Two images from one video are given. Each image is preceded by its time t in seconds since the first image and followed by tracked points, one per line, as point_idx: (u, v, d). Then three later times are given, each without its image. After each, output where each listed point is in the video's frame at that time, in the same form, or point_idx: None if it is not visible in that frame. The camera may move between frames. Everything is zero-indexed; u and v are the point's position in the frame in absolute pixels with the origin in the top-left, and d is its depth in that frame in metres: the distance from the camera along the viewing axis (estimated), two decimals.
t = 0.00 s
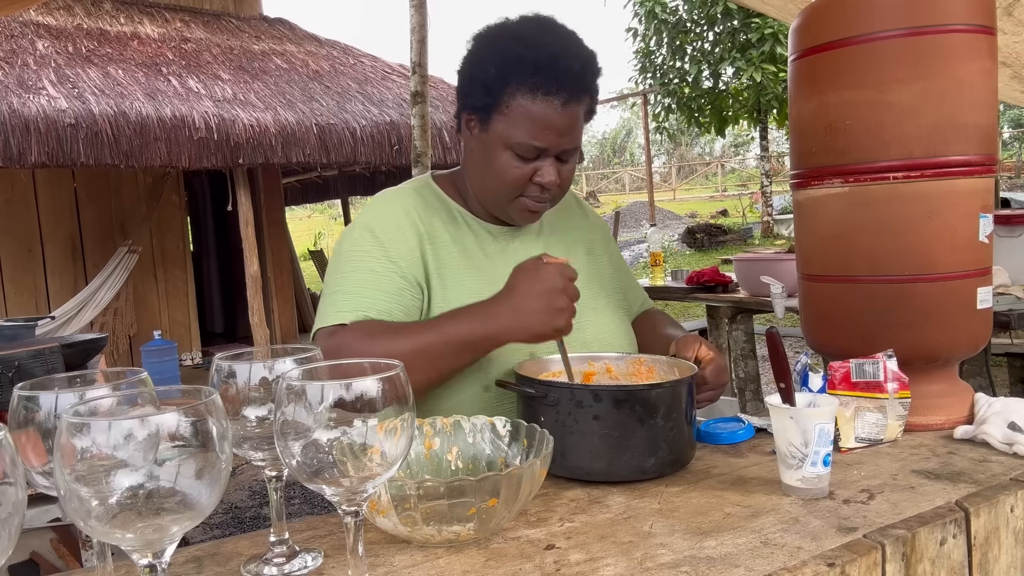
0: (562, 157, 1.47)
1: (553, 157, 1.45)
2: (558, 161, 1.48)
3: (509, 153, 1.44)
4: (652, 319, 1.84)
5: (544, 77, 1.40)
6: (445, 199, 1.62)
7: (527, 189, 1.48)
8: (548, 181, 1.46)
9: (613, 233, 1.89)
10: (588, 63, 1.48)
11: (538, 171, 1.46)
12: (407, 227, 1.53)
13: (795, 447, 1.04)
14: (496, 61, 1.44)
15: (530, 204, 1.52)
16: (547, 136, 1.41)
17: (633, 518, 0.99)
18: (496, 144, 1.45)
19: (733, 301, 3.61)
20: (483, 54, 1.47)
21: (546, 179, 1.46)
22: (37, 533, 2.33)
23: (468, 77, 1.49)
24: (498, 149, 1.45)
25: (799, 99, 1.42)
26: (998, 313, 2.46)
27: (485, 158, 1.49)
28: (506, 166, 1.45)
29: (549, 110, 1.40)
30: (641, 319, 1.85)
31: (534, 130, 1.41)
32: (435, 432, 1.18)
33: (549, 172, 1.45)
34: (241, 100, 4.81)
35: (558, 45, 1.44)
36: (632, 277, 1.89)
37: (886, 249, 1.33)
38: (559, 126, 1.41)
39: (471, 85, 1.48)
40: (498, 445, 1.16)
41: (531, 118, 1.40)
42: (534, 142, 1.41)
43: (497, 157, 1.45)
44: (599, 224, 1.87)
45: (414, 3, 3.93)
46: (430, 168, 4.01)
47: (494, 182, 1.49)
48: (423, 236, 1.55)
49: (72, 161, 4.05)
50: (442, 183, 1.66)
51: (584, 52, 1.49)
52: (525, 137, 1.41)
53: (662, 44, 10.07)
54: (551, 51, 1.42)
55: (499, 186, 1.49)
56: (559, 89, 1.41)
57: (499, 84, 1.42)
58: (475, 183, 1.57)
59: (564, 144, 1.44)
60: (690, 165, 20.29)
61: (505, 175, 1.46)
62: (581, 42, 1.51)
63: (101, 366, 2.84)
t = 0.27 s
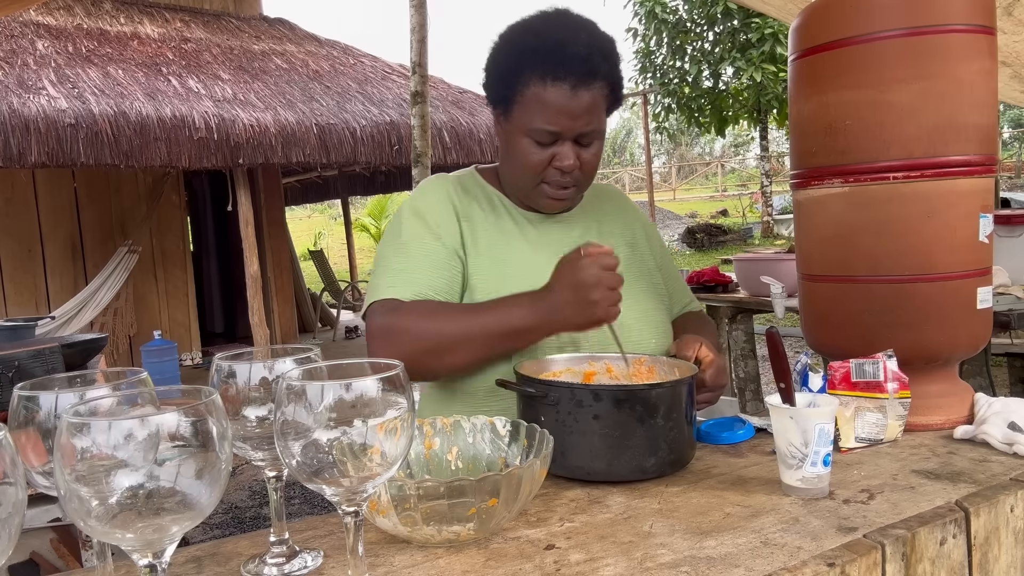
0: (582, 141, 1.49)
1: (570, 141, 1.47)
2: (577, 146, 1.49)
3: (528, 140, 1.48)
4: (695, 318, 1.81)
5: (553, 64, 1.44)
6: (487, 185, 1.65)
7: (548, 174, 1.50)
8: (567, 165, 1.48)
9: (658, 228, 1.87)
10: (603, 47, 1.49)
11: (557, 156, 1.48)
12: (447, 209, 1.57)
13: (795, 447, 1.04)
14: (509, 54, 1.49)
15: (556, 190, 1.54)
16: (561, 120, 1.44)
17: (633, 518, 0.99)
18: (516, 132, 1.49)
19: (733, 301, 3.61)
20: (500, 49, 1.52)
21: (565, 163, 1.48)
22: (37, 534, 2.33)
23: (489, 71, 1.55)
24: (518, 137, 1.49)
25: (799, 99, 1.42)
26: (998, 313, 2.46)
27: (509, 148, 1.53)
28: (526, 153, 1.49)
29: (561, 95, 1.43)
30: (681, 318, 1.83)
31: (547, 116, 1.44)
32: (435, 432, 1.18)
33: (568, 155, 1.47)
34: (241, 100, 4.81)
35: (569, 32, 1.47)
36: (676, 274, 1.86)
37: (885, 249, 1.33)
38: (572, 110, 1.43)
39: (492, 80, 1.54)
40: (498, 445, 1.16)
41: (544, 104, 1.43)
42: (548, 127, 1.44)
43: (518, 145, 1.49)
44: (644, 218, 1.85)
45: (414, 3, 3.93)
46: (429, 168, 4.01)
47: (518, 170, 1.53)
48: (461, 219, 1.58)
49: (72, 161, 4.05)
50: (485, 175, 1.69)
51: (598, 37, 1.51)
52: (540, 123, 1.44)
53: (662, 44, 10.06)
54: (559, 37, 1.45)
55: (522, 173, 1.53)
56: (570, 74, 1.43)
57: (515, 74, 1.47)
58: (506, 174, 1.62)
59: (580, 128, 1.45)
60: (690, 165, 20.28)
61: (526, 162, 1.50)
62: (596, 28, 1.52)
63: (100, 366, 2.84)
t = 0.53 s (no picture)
0: (598, 133, 1.49)
1: (586, 133, 1.48)
2: (594, 138, 1.49)
3: (545, 134, 1.50)
4: (721, 317, 1.79)
5: (564, 58, 1.46)
6: (515, 178, 1.69)
7: (566, 167, 1.51)
8: (583, 157, 1.49)
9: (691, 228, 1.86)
10: (615, 40, 1.50)
11: (573, 148, 1.49)
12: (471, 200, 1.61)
13: (795, 447, 1.04)
14: (524, 53, 1.53)
15: (575, 184, 1.54)
16: (573, 113, 1.45)
17: (632, 518, 0.99)
18: (535, 127, 1.52)
19: (733, 301, 3.61)
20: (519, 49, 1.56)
21: (582, 155, 1.48)
22: (37, 534, 2.33)
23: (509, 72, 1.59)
24: (536, 132, 1.51)
25: (799, 99, 1.42)
26: (998, 313, 2.46)
27: (530, 144, 1.56)
28: (543, 147, 1.51)
29: (573, 87, 1.45)
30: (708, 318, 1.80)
31: (560, 108, 1.45)
32: (435, 432, 1.18)
33: (584, 147, 1.48)
34: (241, 100, 4.81)
35: (581, 27, 1.49)
36: (706, 274, 1.84)
37: (886, 248, 1.33)
38: (585, 102, 1.44)
39: (512, 80, 1.58)
40: (497, 445, 1.16)
41: (557, 97, 1.45)
42: (562, 120, 1.45)
43: (536, 140, 1.52)
44: (676, 217, 1.83)
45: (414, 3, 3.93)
46: (430, 168, 4.01)
47: (539, 165, 1.55)
48: (484, 209, 1.62)
49: (73, 161, 4.05)
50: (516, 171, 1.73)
51: (613, 31, 1.51)
52: (554, 116, 1.46)
53: (662, 44, 10.06)
54: (568, 32, 1.48)
55: (542, 168, 1.54)
56: (583, 67, 1.45)
57: (530, 71, 1.51)
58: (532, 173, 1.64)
59: (594, 119, 1.46)
60: (690, 165, 20.27)
61: (544, 156, 1.51)
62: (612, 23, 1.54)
63: (100, 366, 2.84)
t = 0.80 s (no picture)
0: (603, 130, 1.48)
1: (590, 130, 1.47)
2: (599, 134, 1.49)
3: (550, 132, 1.50)
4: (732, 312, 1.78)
5: (568, 56, 1.46)
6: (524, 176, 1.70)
7: (571, 165, 1.52)
8: (589, 155, 1.48)
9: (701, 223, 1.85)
10: (619, 36, 1.49)
11: (578, 146, 1.49)
12: (478, 202, 1.63)
13: (795, 447, 1.04)
14: (528, 51, 1.54)
15: (582, 182, 1.54)
16: (577, 110, 1.45)
17: (632, 518, 0.99)
18: (541, 125, 1.52)
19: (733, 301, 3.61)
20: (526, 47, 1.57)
21: (587, 152, 1.48)
22: (37, 534, 2.33)
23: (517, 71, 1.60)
24: (542, 130, 1.52)
25: (799, 99, 1.42)
26: (998, 313, 2.45)
27: (537, 142, 1.56)
28: (549, 145, 1.51)
29: (576, 85, 1.45)
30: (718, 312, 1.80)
31: (564, 106, 1.46)
32: (435, 432, 1.18)
33: (588, 145, 1.48)
34: (241, 100, 4.81)
35: (584, 23, 1.49)
36: (716, 268, 1.83)
37: (887, 247, 1.33)
38: (588, 100, 1.44)
39: (519, 78, 1.59)
40: (497, 445, 1.16)
41: (560, 95, 1.46)
42: (566, 118, 1.46)
43: (542, 138, 1.52)
44: (686, 211, 1.83)
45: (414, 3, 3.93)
46: (430, 168, 4.01)
47: (546, 163, 1.56)
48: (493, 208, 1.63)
49: (73, 161, 4.05)
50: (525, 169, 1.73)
51: (617, 27, 1.51)
52: (558, 114, 1.47)
53: (662, 44, 10.06)
54: (571, 29, 1.48)
55: (549, 166, 1.55)
56: (586, 64, 1.45)
57: (535, 69, 1.52)
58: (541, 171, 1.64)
59: (598, 116, 1.45)
60: (690, 166, 20.27)
61: (550, 154, 1.52)
62: (618, 19, 1.54)
63: (100, 366, 2.83)
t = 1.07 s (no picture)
0: (608, 134, 1.48)
1: (594, 135, 1.48)
2: (604, 139, 1.49)
3: (556, 137, 1.51)
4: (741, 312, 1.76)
5: (570, 61, 1.46)
6: (535, 176, 1.71)
7: (577, 169, 1.52)
8: (593, 159, 1.49)
9: (715, 221, 1.82)
10: (622, 39, 1.49)
11: (583, 150, 1.49)
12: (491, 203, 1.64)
13: (796, 447, 1.04)
14: (532, 56, 1.54)
15: (588, 185, 1.55)
16: (581, 116, 1.45)
17: (632, 518, 0.99)
18: (546, 130, 1.53)
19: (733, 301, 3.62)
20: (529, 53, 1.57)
21: (592, 157, 1.49)
22: (37, 534, 2.33)
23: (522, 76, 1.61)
24: (547, 135, 1.53)
25: (798, 99, 1.42)
26: (998, 313, 2.45)
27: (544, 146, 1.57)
28: (555, 150, 1.52)
29: (580, 91, 1.45)
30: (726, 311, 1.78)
31: (568, 112, 1.46)
32: (435, 432, 1.18)
33: (593, 149, 1.48)
34: (241, 100, 4.81)
35: (586, 28, 1.49)
36: (726, 266, 1.80)
37: (887, 249, 1.33)
38: (591, 105, 1.44)
39: (525, 83, 1.60)
40: (497, 445, 1.16)
41: (564, 101, 1.46)
42: (570, 123, 1.46)
43: (548, 143, 1.53)
44: (697, 209, 1.80)
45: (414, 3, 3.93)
46: (430, 168, 4.01)
47: (552, 167, 1.57)
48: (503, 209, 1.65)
49: (72, 161, 4.05)
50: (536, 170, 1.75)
51: (620, 31, 1.50)
52: (562, 120, 1.47)
53: (662, 44, 10.06)
54: (573, 34, 1.48)
55: (555, 170, 1.56)
56: (589, 69, 1.45)
57: (539, 74, 1.52)
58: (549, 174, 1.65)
59: (602, 121, 1.45)
60: (690, 166, 20.27)
61: (556, 158, 1.53)
62: (621, 21, 1.53)
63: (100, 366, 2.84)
